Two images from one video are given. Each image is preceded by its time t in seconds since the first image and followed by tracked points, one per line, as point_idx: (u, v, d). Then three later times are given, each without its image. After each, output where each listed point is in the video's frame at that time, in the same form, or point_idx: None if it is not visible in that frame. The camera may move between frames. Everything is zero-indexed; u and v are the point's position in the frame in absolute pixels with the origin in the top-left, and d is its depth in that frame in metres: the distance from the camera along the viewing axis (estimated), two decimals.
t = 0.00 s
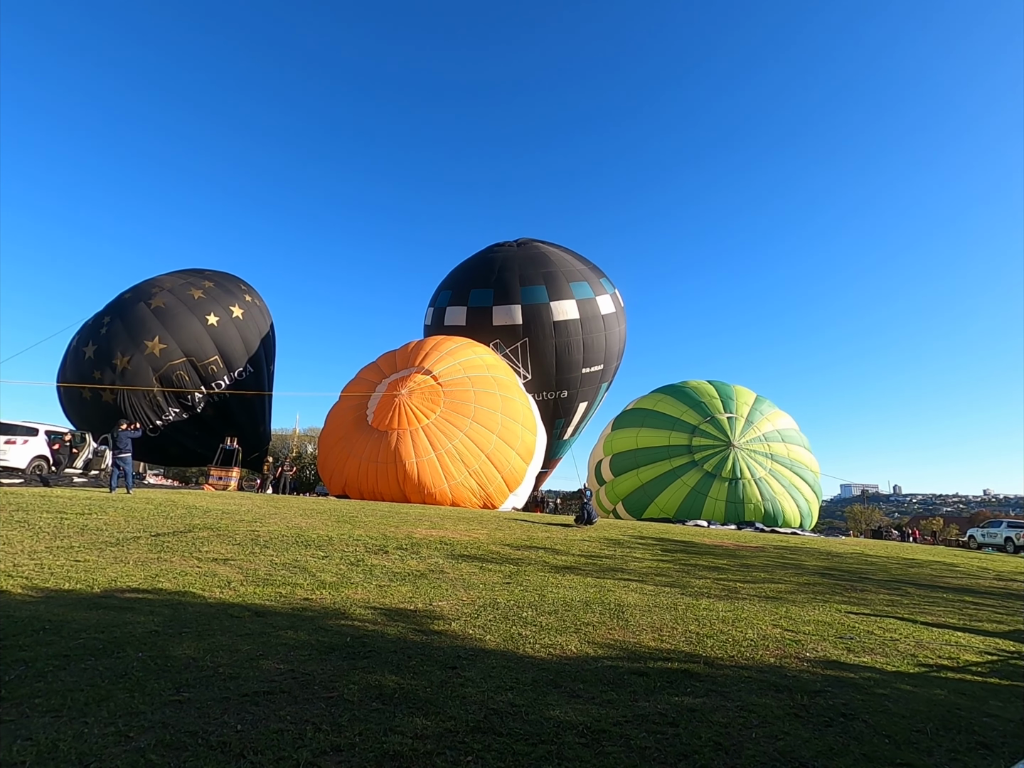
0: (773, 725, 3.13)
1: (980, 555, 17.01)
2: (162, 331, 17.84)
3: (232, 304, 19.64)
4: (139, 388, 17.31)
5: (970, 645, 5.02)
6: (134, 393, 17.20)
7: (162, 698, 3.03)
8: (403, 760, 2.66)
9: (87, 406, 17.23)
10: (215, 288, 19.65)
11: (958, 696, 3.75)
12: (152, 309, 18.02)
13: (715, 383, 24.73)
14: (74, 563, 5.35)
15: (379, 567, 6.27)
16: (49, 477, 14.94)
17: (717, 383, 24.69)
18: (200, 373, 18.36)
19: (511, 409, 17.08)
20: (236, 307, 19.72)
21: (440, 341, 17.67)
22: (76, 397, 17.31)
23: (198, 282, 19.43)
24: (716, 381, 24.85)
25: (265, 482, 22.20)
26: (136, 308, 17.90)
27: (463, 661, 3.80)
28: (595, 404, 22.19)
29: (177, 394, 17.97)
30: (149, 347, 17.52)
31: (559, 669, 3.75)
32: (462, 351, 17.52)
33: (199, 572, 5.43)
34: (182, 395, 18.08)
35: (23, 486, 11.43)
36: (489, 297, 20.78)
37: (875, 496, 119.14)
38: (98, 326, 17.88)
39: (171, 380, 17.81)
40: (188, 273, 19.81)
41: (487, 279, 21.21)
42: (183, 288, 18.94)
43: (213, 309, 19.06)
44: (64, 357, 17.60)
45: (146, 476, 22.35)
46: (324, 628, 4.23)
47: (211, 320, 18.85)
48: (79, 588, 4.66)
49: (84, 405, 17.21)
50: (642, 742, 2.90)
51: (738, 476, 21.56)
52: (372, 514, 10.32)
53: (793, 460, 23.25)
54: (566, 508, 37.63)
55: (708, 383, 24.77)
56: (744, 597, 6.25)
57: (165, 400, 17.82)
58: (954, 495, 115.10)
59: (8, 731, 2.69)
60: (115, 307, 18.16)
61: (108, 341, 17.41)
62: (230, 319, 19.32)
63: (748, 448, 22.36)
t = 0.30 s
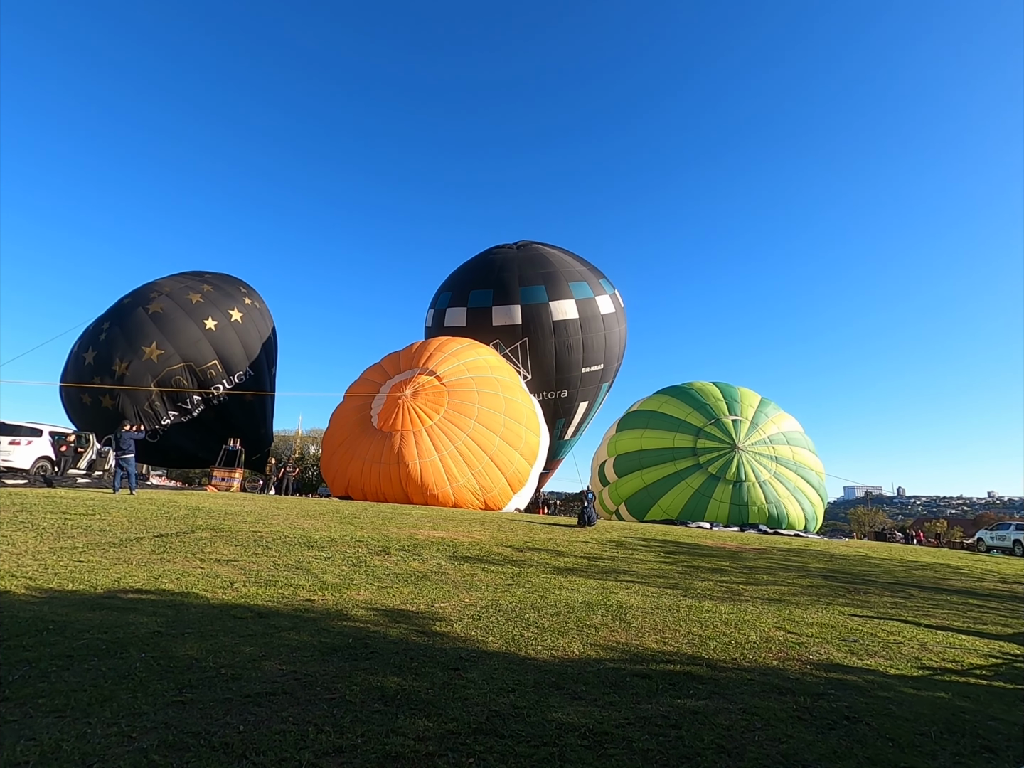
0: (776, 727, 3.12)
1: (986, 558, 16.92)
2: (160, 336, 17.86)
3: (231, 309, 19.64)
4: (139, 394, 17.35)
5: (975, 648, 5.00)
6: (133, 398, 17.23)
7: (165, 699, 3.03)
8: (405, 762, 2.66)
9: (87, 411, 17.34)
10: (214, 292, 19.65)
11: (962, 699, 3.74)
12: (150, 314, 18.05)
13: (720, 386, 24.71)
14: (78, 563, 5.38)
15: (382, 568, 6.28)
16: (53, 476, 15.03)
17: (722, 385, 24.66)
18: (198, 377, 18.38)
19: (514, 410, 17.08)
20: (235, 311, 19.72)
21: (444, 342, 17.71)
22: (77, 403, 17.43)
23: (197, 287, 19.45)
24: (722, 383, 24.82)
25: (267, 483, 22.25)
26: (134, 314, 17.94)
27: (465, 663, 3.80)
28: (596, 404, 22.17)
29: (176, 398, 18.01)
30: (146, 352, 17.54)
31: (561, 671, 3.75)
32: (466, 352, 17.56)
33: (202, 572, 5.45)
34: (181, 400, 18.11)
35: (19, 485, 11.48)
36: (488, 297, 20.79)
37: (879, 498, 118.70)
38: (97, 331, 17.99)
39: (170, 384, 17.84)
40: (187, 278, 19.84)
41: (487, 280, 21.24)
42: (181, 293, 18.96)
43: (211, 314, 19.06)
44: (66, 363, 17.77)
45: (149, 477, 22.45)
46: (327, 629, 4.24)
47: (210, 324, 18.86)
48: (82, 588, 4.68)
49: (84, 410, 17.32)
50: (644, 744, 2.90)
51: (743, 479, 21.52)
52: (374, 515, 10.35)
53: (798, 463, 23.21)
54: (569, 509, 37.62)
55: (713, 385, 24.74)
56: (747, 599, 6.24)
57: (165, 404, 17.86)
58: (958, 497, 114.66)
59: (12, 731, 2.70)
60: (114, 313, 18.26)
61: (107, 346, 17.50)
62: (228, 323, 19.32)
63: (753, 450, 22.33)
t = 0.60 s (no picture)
0: (775, 731, 3.11)
1: (986, 561, 16.88)
2: (154, 342, 17.70)
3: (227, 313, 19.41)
4: (134, 401, 17.28)
5: (974, 651, 5.00)
6: (128, 405, 17.19)
7: (163, 701, 3.03)
8: (404, 765, 2.65)
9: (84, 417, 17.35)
10: (210, 296, 19.42)
11: (962, 702, 3.73)
12: (144, 320, 17.89)
13: (722, 389, 24.72)
14: (76, 566, 5.36)
15: (381, 571, 6.27)
16: (51, 478, 15.09)
17: (724, 389, 24.68)
18: (194, 383, 18.22)
19: (515, 412, 17.07)
20: (231, 316, 19.48)
21: (446, 344, 17.74)
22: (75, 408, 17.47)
23: (193, 290, 19.25)
24: (723, 386, 24.83)
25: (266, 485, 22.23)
26: (129, 319, 17.80)
27: (464, 666, 3.79)
28: (593, 405, 22.14)
29: (172, 404, 17.91)
30: (140, 359, 17.42)
31: (561, 675, 3.74)
32: (467, 354, 17.57)
33: (200, 575, 5.44)
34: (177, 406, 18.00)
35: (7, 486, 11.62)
36: (485, 299, 20.81)
37: (878, 501, 118.70)
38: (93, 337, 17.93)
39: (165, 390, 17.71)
40: (183, 281, 19.64)
41: (484, 281, 21.26)
42: (177, 297, 18.77)
43: (206, 318, 18.83)
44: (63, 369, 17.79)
45: (148, 479, 22.44)
46: (326, 632, 4.23)
47: (204, 329, 18.63)
48: (81, 591, 4.67)
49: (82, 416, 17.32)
50: (644, 748, 2.89)
51: (744, 482, 21.50)
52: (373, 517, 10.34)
53: (800, 466, 23.21)
54: (568, 512, 37.60)
55: (715, 388, 24.75)
56: (746, 602, 6.23)
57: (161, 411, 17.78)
58: (958, 499, 114.57)
59: (10, 734, 2.69)
60: (110, 318, 18.17)
61: (102, 353, 17.43)
62: (224, 327, 19.10)
63: (755, 453, 22.32)
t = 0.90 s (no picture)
0: (774, 731, 3.12)
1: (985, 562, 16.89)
2: (148, 347, 17.71)
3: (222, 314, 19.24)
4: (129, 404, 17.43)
5: (971, 652, 5.01)
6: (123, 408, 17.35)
7: (161, 702, 3.02)
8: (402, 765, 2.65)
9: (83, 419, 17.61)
10: (206, 297, 19.29)
11: (959, 703, 3.74)
12: (138, 323, 17.89)
13: (723, 389, 24.73)
14: (73, 566, 5.35)
15: (379, 571, 6.27)
16: (49, 477, 15.06)
17: (725, 390, 24.70)
18: (188, 387, 18.19)
19: (515, 412, 17.07)
20: (226, 317, 19.29)
21: (446, 344, 17.75)
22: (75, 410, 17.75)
23: (189, 292, 19.14)
24: (724, 387, 24.84)
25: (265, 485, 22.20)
26: (123, 323, 17.85)
27: (462, 666, 3.79)
28: (591, 404, 22.13)
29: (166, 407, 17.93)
30: (134, 363, 17.46)
31: (559, 675, 3.74)
32: (467, 354, 17.57)
33: (199, 574, 5.43)
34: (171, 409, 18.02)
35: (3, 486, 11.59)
36: (481, 299, 20.81)
37: (877, 501, 118.86)
38: (91, 340, 18.11)
39: (159, 395, 17.75)
40: (181, 282, 19.55)
41: (480, 282, 21.28)
42: (172, 299, 18.69)
43: (200, 321, 18.68)
44: (63, 370, 18.06)
45: (146, 478, 22.41)
46: (324, 632, 4.22)
47: (198, 332, 18.51)
48: (79, 590, 4.66)
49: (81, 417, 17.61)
50: (641, 748, 2.89)
51: (744, 482, 21.52)
52: (372, 517, 10.34)
53: (799, 467, 23.23)
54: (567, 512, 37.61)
55: (716, 389, 24.77)
56: (745, 602, 6.24)
57: (156, 413, 17.88)
58: (956, 500, 114.77)
59: (7, 734, 2.68)
60: (107, 321, 18.26)
61: (98, 356, 17.57)
62: (218, 329, 18.92)
63: (755, 454, 22.33)
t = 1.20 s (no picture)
0: (771, 731, 3.12)
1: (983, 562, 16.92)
2: (142, 348, 17.67)
3: (218, 315, 19.16)
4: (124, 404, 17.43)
5: (968, 652, 5.02)
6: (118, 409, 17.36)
7: (159, 700, 3.02)
8: (400, 764, 2.65)
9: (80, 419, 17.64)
10: (202, 298, 19.22)
11: (955, 703, 3.75)
12: (133, 325, 17.86)
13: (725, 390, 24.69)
14: (72, 564, 5.34)
15: (377, 570, 6.27)
16: (47, 475, 15.01)
17: (725, 390, 24.70)
18: (184, 388, 18.14)
19: (515, 412, 17.06)
20: (222, 318, 19.21)
21: (446, 343, 17.73)
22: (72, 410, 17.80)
23: (185, 292, 19.08)
24: (724, 388, 24.85)
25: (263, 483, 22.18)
26: (118, 323, 17.84)
27: (460, 665, 3.79)
28: (588, 404, 22.12)
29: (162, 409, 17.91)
30: (129, 365, 17.44)
31: (556, 674, 3.75)
32: (467, 354, 17.56)
33: (197, 573, 5.43)
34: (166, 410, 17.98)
35: None
36: (478, 298, 20.81)
37: (875, 501, 119.07)
38: (87, 340, 18.14)
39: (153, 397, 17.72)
40: (177, 282, 19.50)
41: (477, 281, 21.29)
42: (168, 300, 18.63)
43: (196, 322, 18.62)
44: (60, 371, 18.12)
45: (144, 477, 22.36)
46: (322, 631, 4.23)
47: (193, 333, 18.45)
48: (76, 588, 4.66)
49: (77, 417, 17.65)
50: (639, 748, 2.90)
51: (743, 482, 21.54)
52: (370, 516, 10.35)
53: (799, 468, 23.24)
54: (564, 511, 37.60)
55: (716, 390, 24.77)
56: (742, 602, 6.25)
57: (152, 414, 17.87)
58: (954, 500, 114.86)
59: (5, 732, 2.68)
60: (103, 321, 18.25)
61: (93, 357, 17.58)
62: (214, 330, 18.85)
63: (755, 454, 22.35)
